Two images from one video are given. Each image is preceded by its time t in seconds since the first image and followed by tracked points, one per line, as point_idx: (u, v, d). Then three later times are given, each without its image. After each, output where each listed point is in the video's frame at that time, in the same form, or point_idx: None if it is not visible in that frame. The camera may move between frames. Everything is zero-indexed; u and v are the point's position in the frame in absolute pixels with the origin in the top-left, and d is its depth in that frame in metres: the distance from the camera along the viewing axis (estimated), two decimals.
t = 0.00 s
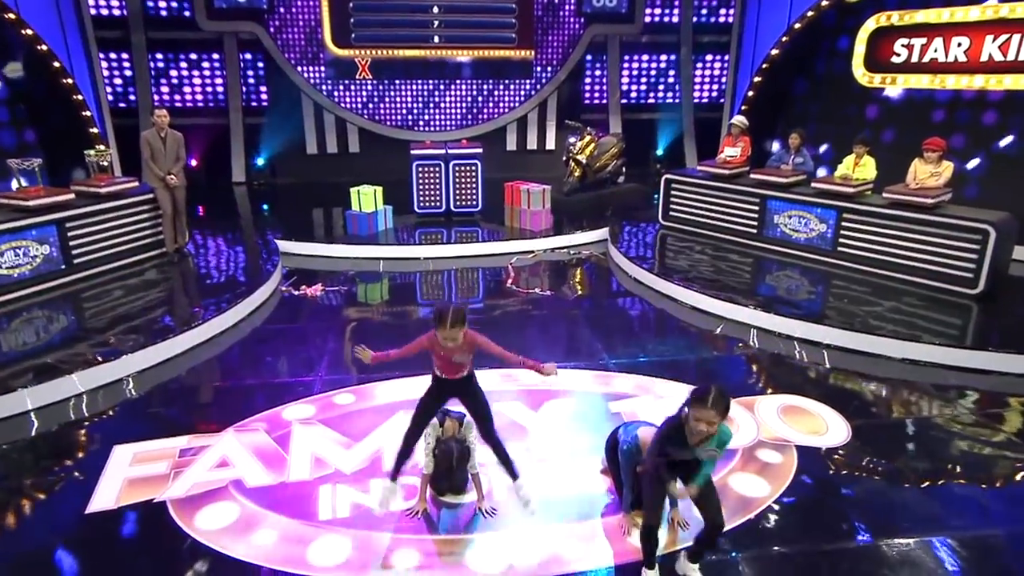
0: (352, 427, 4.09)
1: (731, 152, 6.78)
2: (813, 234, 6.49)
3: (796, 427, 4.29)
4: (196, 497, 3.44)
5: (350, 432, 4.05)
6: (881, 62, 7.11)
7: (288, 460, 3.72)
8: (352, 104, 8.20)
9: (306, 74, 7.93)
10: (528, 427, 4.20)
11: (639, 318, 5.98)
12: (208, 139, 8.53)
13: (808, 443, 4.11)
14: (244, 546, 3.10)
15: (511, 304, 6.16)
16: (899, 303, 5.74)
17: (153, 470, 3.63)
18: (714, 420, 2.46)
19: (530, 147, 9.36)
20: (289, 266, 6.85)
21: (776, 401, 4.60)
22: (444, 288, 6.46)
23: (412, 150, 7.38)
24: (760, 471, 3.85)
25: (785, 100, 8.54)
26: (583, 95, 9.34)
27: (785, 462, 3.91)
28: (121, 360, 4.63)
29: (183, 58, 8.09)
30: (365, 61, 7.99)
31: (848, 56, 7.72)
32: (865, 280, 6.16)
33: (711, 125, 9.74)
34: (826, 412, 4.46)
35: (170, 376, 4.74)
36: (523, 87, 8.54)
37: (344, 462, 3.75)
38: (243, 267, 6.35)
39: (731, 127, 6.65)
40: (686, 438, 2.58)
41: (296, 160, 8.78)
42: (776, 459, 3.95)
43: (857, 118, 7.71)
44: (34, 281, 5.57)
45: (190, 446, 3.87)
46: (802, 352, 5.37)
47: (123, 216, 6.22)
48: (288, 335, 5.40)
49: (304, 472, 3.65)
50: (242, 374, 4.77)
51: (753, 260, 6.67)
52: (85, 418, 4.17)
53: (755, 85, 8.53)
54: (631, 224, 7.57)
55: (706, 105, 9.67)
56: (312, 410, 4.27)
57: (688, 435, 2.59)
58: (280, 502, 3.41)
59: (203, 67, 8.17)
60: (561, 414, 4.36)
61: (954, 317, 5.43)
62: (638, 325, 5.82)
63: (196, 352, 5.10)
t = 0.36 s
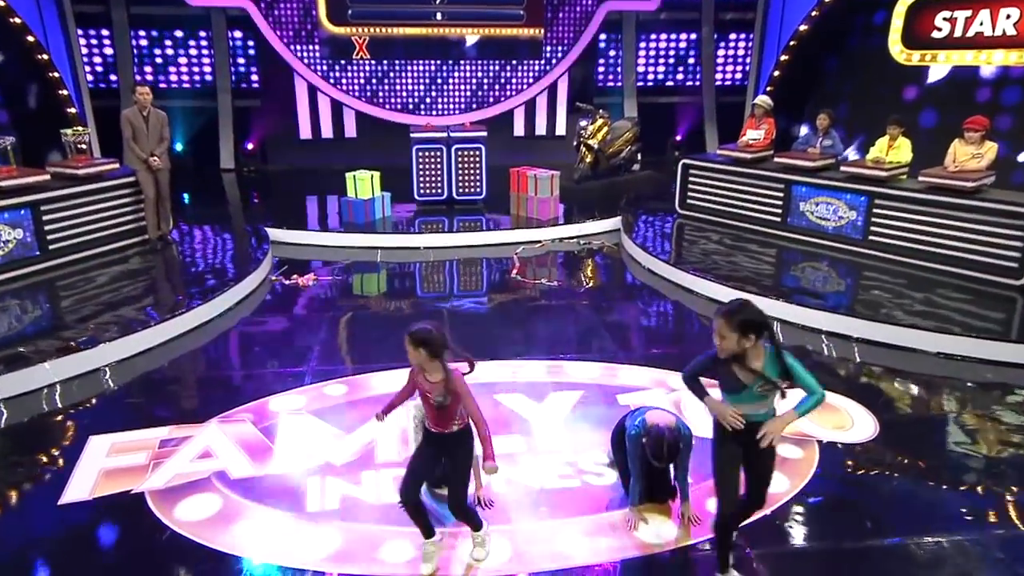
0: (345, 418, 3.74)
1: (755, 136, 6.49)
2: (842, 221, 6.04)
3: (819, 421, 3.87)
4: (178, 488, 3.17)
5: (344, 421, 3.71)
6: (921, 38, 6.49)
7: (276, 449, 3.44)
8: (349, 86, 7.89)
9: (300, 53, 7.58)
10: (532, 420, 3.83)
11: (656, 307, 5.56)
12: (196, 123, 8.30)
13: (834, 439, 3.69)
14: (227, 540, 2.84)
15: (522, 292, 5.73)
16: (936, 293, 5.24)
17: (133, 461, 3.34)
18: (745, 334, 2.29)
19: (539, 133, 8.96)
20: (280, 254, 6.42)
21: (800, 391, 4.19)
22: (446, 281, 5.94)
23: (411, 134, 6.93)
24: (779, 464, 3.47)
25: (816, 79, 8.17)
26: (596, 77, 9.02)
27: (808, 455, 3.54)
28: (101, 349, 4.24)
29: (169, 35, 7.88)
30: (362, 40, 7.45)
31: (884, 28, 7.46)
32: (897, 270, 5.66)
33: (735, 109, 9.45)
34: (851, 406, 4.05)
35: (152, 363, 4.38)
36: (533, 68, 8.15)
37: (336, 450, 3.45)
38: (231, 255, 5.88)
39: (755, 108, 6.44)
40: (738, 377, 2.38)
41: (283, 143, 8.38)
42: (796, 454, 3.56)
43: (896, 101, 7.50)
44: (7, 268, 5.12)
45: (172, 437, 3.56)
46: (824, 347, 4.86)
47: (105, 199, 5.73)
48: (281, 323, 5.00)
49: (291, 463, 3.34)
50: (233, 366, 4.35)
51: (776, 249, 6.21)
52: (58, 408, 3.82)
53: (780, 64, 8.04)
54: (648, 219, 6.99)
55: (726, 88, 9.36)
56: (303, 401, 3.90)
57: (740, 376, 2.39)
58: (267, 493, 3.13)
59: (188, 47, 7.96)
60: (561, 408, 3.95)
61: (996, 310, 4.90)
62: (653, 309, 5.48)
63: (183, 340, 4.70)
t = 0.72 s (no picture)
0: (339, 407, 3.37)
1: (780, 118, 6.19)
2: (873, 209, 5.51)
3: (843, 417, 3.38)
4: (158, 478, 2.86)
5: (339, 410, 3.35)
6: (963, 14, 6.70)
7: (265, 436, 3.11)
8: (345, 69, 7.77)
9: (293, 33, 7.52)
10: (540, 415, 3.36)
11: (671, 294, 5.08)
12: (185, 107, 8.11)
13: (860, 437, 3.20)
14: (207, 534, 2.54)
15: (537, 277, 5.29)
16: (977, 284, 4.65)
17: (110, 453, 3.01)
18: (780, 372, 2.10)
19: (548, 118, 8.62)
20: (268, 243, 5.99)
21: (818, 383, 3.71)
22: (447, 273, 5.43)
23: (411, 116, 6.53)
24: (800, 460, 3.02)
25: (848, 62, 8.03)
26: (610, 59, 8.72)
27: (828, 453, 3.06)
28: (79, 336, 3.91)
29: (153, 18, 7.67)
30: (360, 18, 7.30)
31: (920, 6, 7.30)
32: (931, 262, 5.07)
33: (759, 93, 9.13)
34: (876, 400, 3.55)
35: (134, 353, 4.03)
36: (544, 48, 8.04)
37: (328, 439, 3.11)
38: (218, 244, 5.43)
39: (780, 88, 6.11)
40: (786, 424, 2.16)
41: (272, 126, 8.23)
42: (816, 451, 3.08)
43: (937, 81, 7.29)
44: None
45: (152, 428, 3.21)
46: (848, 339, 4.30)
47: (85, 182, 5.27)
48: (274, 312, 4.59)
49: (278, 455, 2.98)
50: (224, 356, 3.95)
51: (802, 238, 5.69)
52: (28, 401, 3.47)
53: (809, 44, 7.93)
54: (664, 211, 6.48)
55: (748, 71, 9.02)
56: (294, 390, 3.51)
57: (787, 422, 2.17)
58: (253, 484, 2.82)
59: (174, 31, 7.76)
60: (577, 399, 3.52)
61: None
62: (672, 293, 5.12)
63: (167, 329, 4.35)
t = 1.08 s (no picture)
0: (341, 392, 3.41)
1: (786, 112, 6.20)
2: (879, 202, 5.51)
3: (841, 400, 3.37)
4: (166, 454, 2.90)
5: (340, 395, 3.38)
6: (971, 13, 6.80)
7: (270, 417, 3.14)
8: (354, 65, 7.82)
9: (303, 30, 7.58)
10: (541, 398, 3.40)
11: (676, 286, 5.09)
12: (195, 104, 8.23)
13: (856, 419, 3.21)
14: (215, 507, 2.59)
15: (542, 269, 5.32)
16: (981, 275, 4.65)
17: (119, 430, 3.07)
18: (824, 288, 2.26)
19: (556, 115, 8.68)
20: (276, 236, 6.07)
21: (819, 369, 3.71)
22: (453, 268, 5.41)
23: (418, 111, 6.59)
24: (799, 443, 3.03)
25: (855, 61, 8.02)
26: (617, 56, 8.76)
27: (828, 436, 3.06)
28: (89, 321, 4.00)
29: (165, 14, 7.78)
30: (368, 16, 7.54)
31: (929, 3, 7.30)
32: (937, 254, 5.06)
33: (766, 91, 9.15)
34: (877, 383, 3.53)
35: (143, 338, 4.10)
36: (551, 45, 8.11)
37: (331, 423, 3.14)
38: (226, 236, 5.49)
39: (787, 83, 6.12)
40: (818, 334, 2.33)
41: (280, 124, 8.35)
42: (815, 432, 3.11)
43: (944, 77, 7.27)
44: None
45: (160, 408, 3.26)
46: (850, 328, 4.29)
47: (97, 173, 5.35)
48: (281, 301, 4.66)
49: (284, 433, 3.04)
50: (232, 342, 4.01)
51: (806, 231, 5.69)
52: (42, 383, 3.55)
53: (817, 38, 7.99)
54: (669, 207, 6.52)
55: (756, 69, 9.04)
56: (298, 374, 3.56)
57: (819, 336, 2.34)
58: (259, 461, 2.86)
59: (185, 25, 7.85)
60: (579, 383, 3.56)
61: None
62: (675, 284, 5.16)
63: (175, 316, 4.43)
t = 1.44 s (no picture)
0: (348, 379, 3.46)
1: (793, 110, 6.24)
2: (885, 199, 5.52)
3: (842, 389, 3.39)
4: (175, 436, 2.96)
5: (346, 381, 3.43)
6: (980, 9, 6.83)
7: (277, 402, 3.20)
8: (364, 65, 7.92)
9: (315, 31, 7.73)
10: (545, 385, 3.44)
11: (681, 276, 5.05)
12: (208, 104, 8.36)
13: (857, 408, 3.22)
14: (223, 485, 2.64)
15: (548, 264, 5.38)
16: (986, 270, 4.65)
17: (130, 414, 3.13)
18: (790, 233, 2.58)
19: (565, 116, 8.75)
20: (286, 232, 6.15)
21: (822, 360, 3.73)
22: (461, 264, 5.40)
23: (427, 110, 6.67)
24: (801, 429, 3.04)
25: (863, 60, 8.02)
26: (625, 57, 8.82)
27: (830, 423, 3.08)
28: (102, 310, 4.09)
29: (179, 14, 7.91)
30: (379, 17, 7.75)
31: (938, 1, 7.25)
32: (942, 249, 5.07)
33: (774, 92, 9.17)
34: (879, 374, 3.55)
35: (154, 328, 4.18)
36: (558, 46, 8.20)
37: (337, 408, 3.19)
38: (236, 231, 5.57)
39: (795, 82, 6.14)
40: (774, 273, 2.66)
41: (292, 124, 8.45)
42: (818, 419, 3.13)
43: (952, 77, 7.28)
44: (8, 237, 4.87)
45: (170, 393, 3.32)
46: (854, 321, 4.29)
47: (111, 170, 5.44)
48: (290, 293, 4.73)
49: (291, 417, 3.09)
50: (241, 333, 4.07)
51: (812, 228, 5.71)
52: (55, 369, 3.63)
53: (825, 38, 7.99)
54: (675, 204, 6.56)
55: (764, 70, 9.07)
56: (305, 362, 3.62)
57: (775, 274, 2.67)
58: (266, 443, 2.91)
59: (198, 24, 7.99)
60: (582, 371, 3.60)
61: None
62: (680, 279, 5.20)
63: (186, 307, 4.52)
